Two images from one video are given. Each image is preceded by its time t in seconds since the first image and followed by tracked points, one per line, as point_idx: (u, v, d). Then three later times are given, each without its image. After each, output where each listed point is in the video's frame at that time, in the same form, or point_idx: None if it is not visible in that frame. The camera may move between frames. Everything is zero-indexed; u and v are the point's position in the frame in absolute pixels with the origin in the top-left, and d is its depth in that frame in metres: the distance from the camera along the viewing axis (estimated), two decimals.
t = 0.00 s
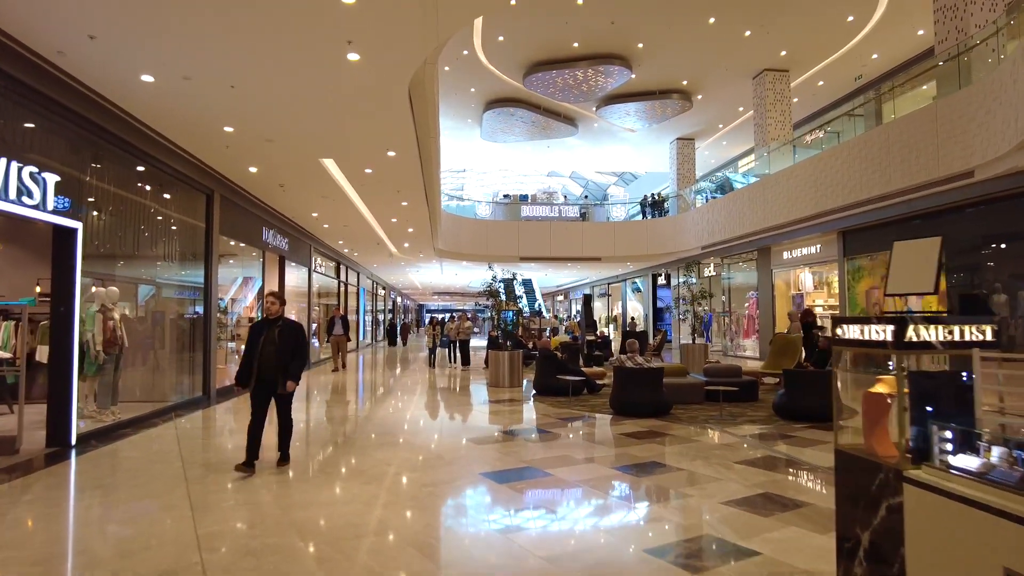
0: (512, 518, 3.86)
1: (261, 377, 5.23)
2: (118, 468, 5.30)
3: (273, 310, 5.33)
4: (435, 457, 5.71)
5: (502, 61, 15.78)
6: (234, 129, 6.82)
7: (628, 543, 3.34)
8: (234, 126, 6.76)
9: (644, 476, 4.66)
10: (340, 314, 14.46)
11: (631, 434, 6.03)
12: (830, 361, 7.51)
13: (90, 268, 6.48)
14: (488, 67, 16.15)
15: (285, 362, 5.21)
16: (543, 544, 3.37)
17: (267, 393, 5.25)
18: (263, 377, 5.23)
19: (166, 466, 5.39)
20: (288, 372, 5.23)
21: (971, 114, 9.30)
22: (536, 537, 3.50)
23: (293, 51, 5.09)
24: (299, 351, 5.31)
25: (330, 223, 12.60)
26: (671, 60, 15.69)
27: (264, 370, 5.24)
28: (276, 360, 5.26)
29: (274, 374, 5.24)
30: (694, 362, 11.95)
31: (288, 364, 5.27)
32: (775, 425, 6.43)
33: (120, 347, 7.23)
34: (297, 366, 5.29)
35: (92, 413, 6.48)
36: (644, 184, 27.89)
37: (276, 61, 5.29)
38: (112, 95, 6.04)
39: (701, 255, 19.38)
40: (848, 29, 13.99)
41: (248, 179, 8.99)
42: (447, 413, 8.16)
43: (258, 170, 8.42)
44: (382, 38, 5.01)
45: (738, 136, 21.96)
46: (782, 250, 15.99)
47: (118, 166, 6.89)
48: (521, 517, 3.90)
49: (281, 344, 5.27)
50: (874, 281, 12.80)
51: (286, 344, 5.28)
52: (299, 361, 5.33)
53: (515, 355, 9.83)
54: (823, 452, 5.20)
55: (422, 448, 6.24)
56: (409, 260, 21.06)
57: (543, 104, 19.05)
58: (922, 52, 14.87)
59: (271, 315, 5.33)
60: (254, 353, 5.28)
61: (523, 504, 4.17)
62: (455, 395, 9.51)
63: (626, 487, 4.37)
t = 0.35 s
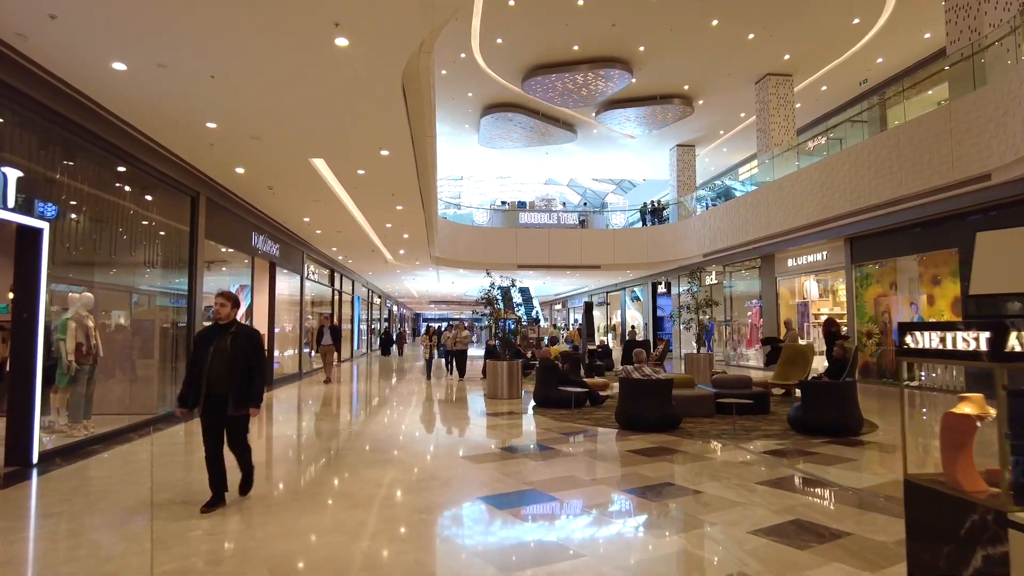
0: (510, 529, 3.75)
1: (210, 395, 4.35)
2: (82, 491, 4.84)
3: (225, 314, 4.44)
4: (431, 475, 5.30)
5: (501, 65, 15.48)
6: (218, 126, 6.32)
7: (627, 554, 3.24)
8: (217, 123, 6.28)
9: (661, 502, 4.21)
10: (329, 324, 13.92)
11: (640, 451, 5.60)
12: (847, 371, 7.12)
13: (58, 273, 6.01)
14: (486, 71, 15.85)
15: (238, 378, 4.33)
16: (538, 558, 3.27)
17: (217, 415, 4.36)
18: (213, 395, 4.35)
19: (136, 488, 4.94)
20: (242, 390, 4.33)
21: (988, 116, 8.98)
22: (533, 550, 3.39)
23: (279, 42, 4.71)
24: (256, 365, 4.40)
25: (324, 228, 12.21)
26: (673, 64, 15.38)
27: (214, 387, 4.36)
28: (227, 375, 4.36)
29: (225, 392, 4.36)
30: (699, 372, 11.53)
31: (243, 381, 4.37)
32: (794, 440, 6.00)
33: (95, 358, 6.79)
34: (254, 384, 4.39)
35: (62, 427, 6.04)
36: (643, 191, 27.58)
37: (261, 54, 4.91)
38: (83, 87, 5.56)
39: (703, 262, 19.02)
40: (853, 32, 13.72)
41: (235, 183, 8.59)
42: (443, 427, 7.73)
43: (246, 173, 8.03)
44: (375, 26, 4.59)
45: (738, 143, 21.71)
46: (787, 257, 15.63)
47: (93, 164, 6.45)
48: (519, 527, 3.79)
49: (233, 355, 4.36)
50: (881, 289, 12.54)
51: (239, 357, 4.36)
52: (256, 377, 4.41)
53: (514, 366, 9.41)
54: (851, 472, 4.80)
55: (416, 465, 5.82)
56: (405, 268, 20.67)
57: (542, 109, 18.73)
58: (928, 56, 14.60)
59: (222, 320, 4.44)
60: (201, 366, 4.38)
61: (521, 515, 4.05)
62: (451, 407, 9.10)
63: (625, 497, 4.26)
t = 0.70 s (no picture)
0: (504, 547, 3.62)
1: (152, 437, 3.20)
2: (39, 522, 4.39)
3: (167, 330, 3.30)
4: (425, 499, 4.86)
5: (498, 70, 15.17)
6: (198, 124, 5.92)
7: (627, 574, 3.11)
8: (197, 121, 5.88)
9: (681, 532, 3.79)
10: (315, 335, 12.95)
11: (652, 473, 5.18)
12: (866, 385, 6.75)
13: (21, 282, 5.56)
14: (483, 77, 15.54)
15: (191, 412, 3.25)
16: None
17: (158, 461, 3.23)
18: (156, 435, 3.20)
19: (99, 518, 4.48)
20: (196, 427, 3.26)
21: (1004, 119, 8.68)
22: (528, 568, 3.25)
23: (260, 29, 4.32)
24: (212, 389, 3.37)
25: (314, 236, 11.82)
26: (673, 69, 15.10)
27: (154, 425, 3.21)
28: (172, 408, 3.22)
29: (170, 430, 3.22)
30: (703, 385, 11.14)
31: (195, 414, 3.29)
32: (814, 460, 5.60)
33: (65, 372, 6.32)
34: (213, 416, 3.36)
35: (24, 448, 5.58)
36: (641, 201, 27.31)
37: (241, 45, 4.52)
38: (50, 82, 5.15)
39: (703, 272, 18.68)
40: (857, 37, 13.49)
41: (220, 187, 8.17)
42: (438, 444, 7.30)
43: (231, 176, 7.62)
44: (364, 12, 4.18)
45: (737, 151, 21.49)
46: (790, 266, 15.28)
47: (63, 166, 6.02)
48: (514, 544, 3.66)
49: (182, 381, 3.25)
50: (887, 298, 12.24)
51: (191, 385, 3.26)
52: (209, 406, 3.37)
53: (512, 379, 8.99)
54: (884, 496, 4.40)
55: (407, 486, 5.38)
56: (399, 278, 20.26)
57: (540, 117, 18.42)
58: (931, 62, 14.39)
59: (166, 339, 3.29)
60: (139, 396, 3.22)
61: (515, 532, 3.91)
62: (446, 423, 8.65)
63: (623, 514, 4.13)
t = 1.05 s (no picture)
0: (506, 563, 3.52)
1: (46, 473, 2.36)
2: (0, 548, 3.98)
3: (81, 330, 2.44)
4: (422, 522, 4.45)
5: (499, 73, 14.87)
6: (183, 118, 5.56)
7: None
8: (181, 115, 5.51)
9: (710, 565, 3.39)
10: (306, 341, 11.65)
11: (669, 495, 4.79)
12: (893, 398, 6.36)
13: None
14: (484, 81, 15.25)
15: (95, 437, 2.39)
16: None
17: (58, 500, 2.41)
18: (51, 462, 2.35)
19: (66, 543, 4.07)
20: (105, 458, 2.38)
21: None
22: None
23: (245, 10, 3.95)
24: (136, 402, 2.45)
25: (310, 242, 11.47)
26: (678, 72, 14.81)
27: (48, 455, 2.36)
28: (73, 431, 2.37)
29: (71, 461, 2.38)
30: (713, 397, 10.75)
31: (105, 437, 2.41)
32: (844, 480, 5.19)
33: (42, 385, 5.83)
34: (127, 442, 2.41)
35: None
36: (642, 208, 27.03)
37: (225, 28, 4.16)
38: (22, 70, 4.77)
39: (707, 280, 18.34)
40: (866, 39, 13.24)
41: (209, 189, 7.78)
42: (438, 460, 6.89)
43: (221, 176, 7.25)
44: None
45: (741, 158, 21.25)
46: (798, 274, 14.91)
47: (39, 163, 5.61)
48: (516, 560, 3.57)
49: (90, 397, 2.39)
50: (901, 307, 11.86)
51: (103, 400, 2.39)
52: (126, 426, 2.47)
53: (516, 390, 8.59)
54: (926, 523, 4.01)
55: (401, 504, 4.96)
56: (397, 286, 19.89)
57: (541, 122, 18.12)
58: (941, 66, 14.14)
59: (75, 341, 2.42)
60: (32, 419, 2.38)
61: (517, 547, 3.82)
62: (444, 437, 8.22)
63: (626, 529, 4.05)
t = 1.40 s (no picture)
0: None
1: None
2: None
3: None
4: (412, 540, 4.06)
5: (494, 71, 14.54)
6: (155, 102, 5.15)
7: None
8: (153, 98, 5.10)
9: None
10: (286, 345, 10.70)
11: (680, 511, 4.41)
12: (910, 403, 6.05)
13: None
14: (478, 79, 14.90)
15: None
16: None
17: None
18: None
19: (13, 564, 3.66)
20: None
21: None
22: None
23: None
24: None
25: (298, 242, 11.06)
26: (676, 70, 14.52)
27: None
28: None
29: None
30: (714, 403, 10.40)
31: None
32: (867, 492, 4.82)
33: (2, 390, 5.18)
34: None
35: None
36: (638, 211, 26.76)
37: None
38: None
39: (705, 283, 18.03)
40: (868, 36, 12.97)
41: (189, 183, 7.36)
42: (429, 470, 6.47)
43: (200, 169, 6.85)
44: None
45: (738, 160, 21.01)
46: (799, 277, 14.58)
47: None
48: (514, 572, 3.39)
49: None
50: (907, 310, 11.54)
51: None
52: None
53: (512, 396, 8.19)
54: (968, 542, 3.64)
55: (390, 519, 4.57)
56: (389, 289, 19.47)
57: (537, 122, 17.78)
58: (944, 65, 13.90)
59: None
60: None
61: (512, 558, 3.63)
62: (436, 446, 7.82)
63: (625, 538, 3.90)
